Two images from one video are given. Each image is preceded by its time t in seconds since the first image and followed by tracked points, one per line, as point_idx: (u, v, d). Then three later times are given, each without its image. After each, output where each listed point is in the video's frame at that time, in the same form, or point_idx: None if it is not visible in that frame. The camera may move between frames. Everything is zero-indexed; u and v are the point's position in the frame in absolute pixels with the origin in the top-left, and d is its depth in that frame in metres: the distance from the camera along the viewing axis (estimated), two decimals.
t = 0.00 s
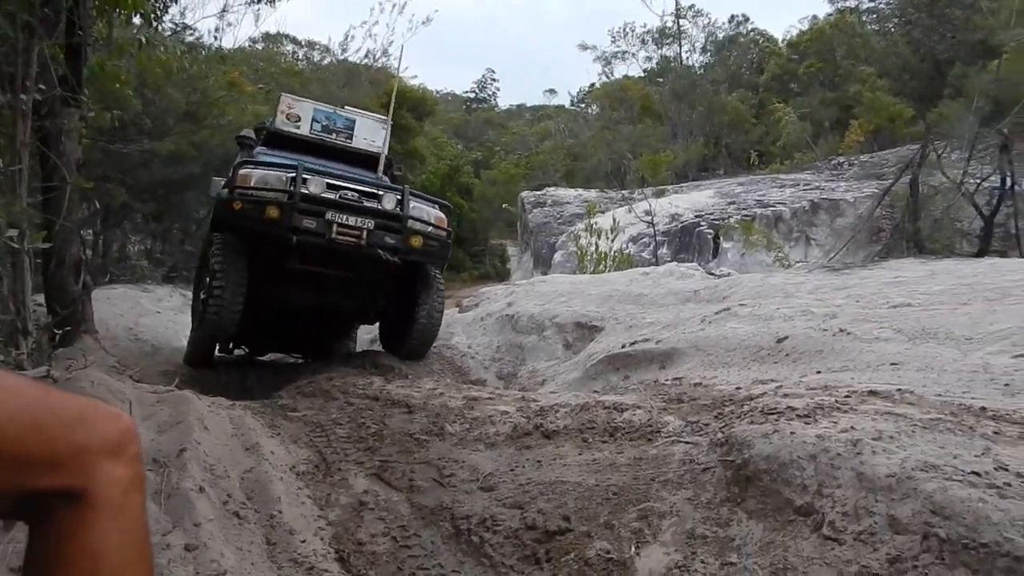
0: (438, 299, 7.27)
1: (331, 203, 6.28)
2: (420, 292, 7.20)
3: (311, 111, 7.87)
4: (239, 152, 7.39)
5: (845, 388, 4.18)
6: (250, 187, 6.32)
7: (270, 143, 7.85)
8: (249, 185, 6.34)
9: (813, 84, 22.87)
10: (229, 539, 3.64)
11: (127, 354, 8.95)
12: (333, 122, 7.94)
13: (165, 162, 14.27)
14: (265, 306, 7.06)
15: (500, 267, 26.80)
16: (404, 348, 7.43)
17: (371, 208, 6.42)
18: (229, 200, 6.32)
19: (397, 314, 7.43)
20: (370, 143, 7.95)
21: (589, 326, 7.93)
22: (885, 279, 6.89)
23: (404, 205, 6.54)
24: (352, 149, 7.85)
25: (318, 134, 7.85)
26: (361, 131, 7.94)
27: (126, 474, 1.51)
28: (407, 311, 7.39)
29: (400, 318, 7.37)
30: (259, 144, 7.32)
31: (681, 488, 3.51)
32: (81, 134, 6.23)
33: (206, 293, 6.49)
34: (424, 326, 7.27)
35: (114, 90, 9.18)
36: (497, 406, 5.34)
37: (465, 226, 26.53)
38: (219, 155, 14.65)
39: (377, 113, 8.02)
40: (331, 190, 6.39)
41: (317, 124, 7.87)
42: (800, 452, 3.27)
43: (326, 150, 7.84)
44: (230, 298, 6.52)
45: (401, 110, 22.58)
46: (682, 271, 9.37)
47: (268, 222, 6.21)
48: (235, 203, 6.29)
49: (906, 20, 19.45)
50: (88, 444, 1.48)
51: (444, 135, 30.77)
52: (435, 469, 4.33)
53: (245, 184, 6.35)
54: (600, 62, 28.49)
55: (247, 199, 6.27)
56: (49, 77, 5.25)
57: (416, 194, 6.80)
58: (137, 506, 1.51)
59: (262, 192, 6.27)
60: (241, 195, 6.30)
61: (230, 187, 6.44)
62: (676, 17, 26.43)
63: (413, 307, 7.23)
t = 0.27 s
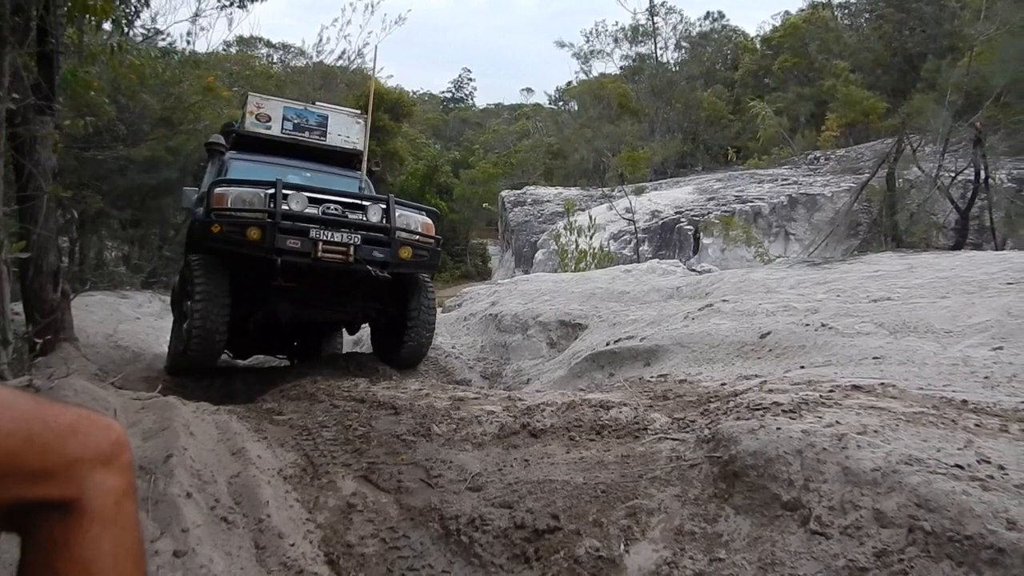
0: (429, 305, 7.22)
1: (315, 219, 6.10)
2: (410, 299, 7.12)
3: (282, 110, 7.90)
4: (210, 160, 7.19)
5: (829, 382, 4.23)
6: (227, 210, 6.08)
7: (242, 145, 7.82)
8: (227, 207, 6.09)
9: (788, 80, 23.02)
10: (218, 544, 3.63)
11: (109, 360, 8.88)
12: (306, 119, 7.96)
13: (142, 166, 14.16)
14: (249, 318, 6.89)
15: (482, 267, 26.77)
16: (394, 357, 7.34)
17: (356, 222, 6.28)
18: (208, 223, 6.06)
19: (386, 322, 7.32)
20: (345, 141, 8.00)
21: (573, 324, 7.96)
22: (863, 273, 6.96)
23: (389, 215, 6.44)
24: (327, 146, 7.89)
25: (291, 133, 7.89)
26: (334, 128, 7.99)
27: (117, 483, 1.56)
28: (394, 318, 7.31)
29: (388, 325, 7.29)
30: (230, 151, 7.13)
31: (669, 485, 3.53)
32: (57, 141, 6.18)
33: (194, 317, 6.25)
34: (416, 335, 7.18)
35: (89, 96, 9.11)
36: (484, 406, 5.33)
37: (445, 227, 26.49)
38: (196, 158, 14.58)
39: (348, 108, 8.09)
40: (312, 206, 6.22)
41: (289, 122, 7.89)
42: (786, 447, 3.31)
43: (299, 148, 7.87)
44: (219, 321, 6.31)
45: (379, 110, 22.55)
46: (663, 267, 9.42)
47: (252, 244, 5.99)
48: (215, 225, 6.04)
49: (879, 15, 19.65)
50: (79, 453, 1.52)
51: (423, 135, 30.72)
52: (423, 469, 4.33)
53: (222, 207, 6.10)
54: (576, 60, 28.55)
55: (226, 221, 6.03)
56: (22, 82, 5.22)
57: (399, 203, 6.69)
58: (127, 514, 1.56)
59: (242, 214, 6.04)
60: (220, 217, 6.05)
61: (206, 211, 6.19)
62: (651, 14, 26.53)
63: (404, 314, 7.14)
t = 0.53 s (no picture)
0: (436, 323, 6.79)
1: (311, 257, 5.74)
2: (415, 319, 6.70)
3: (264, 109, 7.53)
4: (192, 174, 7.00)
5: (821, 377, 4.25)
6: (218, 251, 5.69)
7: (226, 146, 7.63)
8: (217, 248, 5.70)
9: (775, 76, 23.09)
10: (217, 550, 3.64)
11: (102, 366, 8.87)
12: (290, 117, 7.64)
13: (131, 171, 14.12)
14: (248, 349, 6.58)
15: (472, 267, 26.77)
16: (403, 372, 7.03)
17: (355, 255, 5.89)
18: (199, 267, 5.68)
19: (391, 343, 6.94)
20: (332, 138, 7.80)
21: (565, 324, 7.96)
22: (854, 267, 6.99)
23: (389, 244, 6.04)
24: (314, 146, 7.71)
25: (276, 134, 7.60)
26: (320, 126, 7.74)
27: (122, 493, 1.52)
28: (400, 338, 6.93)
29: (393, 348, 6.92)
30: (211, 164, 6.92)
31: (665, 483, 3.55)
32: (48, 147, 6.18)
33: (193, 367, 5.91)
34: (424, 359, 6.79)
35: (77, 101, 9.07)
36: (478, 408, 5.33)
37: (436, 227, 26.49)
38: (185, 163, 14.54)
39: (332, 102, 7.82)
40: (308, 240, 5.83)
41: (273, 123, 7.59)
42: (781, 442, 3.33)
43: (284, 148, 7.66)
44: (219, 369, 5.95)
45: (368, 113, 22.53)
46: (655, 266, 9.44)
47: (247, 288, 5.64)
48: (207, 269, 5.66)
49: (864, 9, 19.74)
50: (83, 462, 1.48)
51: (412, 136, 30.69)
52: (419, 472, 4.33)
53: (212, 248, 5.70)
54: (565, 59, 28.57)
55: (218, 265, 5.64)
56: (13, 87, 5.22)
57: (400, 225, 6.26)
58: (131, 525, 1.53)
59: (234, 255, 5.64)
60: (212, 259, 5.67)
61: (196, 249, 5.78)
62: (639, 13, 26.57)
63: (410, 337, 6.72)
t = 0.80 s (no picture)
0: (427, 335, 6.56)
1: (290, 300, 5.52)
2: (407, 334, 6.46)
3: (218, 110, 7.30)
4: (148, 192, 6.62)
5: (802, 379, 4.30)
6: (189, 302, 5.39)
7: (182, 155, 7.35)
8: (189, 299, 5.39)
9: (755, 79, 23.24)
10: (200, 556, 3.63)
11: (81, 370, 8.79)
12: (246, 117, 7.41)
13: (110, 173, 14.01)
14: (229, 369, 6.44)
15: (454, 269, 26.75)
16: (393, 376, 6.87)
17: (336, 290, 5.65)
18: (171, 322, 5.39)
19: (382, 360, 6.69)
20: (295, 133, 7.55)
21: (548, 327, 7.98)
22: (834, 270, 7.06)
23: (371, 273, 5.77)
24: (277, 142, 7.44)
25: (234, 136, 7.35)
26: (279, 122, 7.51)
27: (108, 501, 1.44)
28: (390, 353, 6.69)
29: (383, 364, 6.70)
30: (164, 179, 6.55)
31: (649, 485, 3.58)
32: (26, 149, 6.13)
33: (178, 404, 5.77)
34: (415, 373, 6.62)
35: (55, 102, 9.00)
36: (462, 410, 5.32)
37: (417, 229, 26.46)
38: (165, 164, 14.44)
39: (287, 95, 7.60)
40: (285, 279, 5.56)
41: (229, 124, 7.35)
42: (763, 444, 3.36)
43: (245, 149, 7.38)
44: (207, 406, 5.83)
45: (349, 114, 22.48)
46: (637, 269, 9.48)
47: (225, 339, 5.45)
48: (181, 324, 5.37)
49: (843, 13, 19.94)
50: (69, 472, 1.39)
51: (394, 138, 30.63)
52: (403, 475, 4.33)
53: (183, 300, 5.38)
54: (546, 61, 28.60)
55: (192, 319, 5.37)
56: None
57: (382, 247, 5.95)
58: (119, 535, 1.45)
59: (208, 309, 5.38)
60: (185, 314, 5.37)
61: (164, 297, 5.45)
62: (620, 16, 26.65)
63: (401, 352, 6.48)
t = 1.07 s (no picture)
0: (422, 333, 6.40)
1: (286, 298, 5.38)
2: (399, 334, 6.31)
3: (179, 102, 6.74)
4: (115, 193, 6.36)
5: (783, 382, 4.34)
6: (181, 308, 5.22)
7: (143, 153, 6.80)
8: (179, 304, 5.22)
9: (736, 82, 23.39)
10: (181, 557, 3.62)
11: (59, 371, 8.71)
12: (209, 106, 6.86)
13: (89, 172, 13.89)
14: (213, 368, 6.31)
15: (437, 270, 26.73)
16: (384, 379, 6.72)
17: (332, 286, 5.51)
18: (163, 328, 5.22)
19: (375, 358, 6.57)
20: (264, 121, 7.06)
21: (531, 328, 7.99)
22: (814, 273, 7.12)
23: (367, 266, 5.65)
24: (245, 131, 6.91)
25: (199, 128, 6.81)
26: (245, 109, 7.00)
27: (93, 510, 1.39)
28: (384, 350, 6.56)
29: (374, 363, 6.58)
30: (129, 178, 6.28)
31: (631, 487, 3.60)
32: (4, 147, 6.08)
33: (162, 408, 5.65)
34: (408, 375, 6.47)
35: (33, 100, 8.92)
36: (445, 412, 5.32)
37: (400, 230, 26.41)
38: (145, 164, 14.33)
39: (251, 82, 7.06)
40: (279, 277, 5.41)
41: (192, 116, 6.80)
42: (745, 446, 3.40)
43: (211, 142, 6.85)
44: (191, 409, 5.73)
45: (331, 115, 22.40)
46: (620, 271, 9.52)
47: (221, 343, 5.28)
48: (173, 330, 5.21)
49: (823, 17, 20.12)
50: (50, 478, 1.34)
51: (376, 139, 30.56)
52: (386, 477, 4.33)
53: (173, 305, 5.22)
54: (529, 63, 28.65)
55: (186, 326, 5.21)
56: None
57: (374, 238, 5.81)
58: (104, 542, 1.41)
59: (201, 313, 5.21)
60: (177, 319, 5.21)
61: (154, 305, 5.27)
62: (602, 18, 26.74)
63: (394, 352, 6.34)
